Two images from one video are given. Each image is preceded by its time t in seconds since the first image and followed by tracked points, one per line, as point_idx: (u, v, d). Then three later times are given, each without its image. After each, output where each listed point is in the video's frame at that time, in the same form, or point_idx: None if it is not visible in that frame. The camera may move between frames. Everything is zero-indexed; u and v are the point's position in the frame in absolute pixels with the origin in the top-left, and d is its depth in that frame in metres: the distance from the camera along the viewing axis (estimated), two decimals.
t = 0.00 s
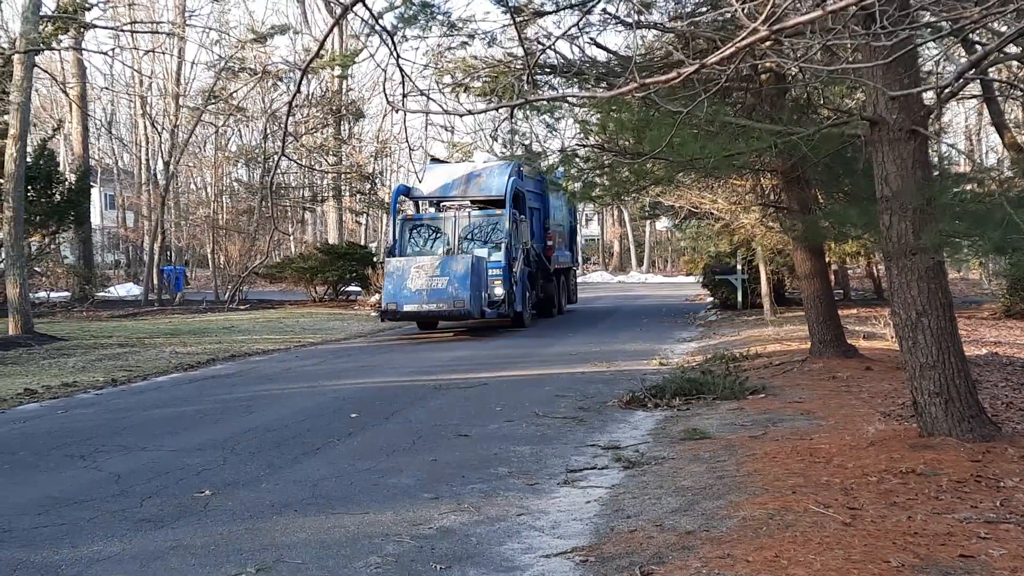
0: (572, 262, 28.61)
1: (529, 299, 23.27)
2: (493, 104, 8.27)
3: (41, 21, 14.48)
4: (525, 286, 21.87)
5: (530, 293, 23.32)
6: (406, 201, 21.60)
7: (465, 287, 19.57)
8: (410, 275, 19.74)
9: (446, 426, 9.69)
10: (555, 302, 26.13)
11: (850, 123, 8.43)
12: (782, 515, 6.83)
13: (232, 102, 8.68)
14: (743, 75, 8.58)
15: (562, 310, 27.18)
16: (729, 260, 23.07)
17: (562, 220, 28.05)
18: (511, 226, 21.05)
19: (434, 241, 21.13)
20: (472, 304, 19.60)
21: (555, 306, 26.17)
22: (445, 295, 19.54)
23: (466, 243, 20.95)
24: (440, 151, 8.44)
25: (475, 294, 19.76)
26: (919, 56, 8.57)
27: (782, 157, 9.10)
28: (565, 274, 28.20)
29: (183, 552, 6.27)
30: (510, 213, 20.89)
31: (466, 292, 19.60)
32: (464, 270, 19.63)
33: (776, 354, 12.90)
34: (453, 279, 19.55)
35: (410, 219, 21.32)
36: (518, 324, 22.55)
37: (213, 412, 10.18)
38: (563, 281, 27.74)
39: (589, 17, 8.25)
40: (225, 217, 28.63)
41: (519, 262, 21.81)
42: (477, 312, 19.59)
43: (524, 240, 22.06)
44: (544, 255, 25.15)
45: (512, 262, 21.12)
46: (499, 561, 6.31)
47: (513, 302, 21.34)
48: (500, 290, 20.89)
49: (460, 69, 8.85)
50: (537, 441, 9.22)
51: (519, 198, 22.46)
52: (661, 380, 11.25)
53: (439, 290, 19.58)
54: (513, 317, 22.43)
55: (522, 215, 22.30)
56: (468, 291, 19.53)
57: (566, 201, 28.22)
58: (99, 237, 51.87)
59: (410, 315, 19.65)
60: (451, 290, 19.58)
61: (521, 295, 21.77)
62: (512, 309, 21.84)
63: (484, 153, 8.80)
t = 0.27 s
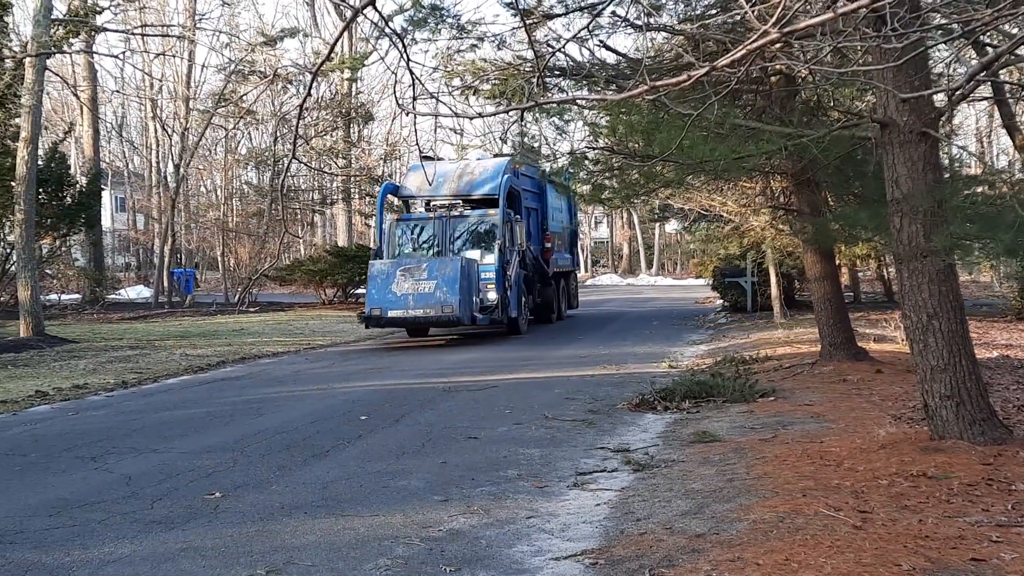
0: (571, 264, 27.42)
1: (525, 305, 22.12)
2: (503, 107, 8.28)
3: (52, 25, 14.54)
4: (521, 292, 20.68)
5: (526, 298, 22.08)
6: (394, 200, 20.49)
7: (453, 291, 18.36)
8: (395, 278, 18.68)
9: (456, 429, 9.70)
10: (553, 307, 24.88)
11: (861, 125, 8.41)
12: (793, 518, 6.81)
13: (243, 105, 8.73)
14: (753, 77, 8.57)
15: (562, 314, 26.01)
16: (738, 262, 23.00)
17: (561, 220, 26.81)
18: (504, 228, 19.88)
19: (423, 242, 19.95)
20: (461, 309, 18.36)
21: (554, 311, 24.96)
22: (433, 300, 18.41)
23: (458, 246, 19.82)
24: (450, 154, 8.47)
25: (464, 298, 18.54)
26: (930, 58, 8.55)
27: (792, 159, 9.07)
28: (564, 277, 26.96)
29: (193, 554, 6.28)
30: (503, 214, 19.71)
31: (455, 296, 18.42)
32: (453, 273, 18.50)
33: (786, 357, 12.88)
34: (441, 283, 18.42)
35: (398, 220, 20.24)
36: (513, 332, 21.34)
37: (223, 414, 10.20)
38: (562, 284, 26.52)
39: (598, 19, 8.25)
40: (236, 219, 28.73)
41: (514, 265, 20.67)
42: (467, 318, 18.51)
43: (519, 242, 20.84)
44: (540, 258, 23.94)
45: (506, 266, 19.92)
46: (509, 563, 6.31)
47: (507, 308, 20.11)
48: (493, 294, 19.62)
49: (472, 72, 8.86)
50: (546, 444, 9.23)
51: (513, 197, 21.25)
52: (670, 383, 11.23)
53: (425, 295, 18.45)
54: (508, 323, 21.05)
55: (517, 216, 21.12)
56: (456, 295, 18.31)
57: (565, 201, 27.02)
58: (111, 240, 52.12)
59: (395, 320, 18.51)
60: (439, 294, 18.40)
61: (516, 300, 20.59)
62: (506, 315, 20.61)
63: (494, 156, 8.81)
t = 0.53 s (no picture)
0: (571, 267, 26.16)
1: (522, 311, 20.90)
2: (513, 109, 8.29)
3: (64, 28, 14.61)
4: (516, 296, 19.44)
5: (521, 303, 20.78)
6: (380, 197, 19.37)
7: (440, 296, 16.96)
8: (377, 283, 17.24)
9: (466, 431, 9.70)
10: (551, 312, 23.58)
11: (871, 126, 8.40)
12: (803, 521, 6.80)
13: (254, 107, 8.76)
14: (763, 79, 8.57)
15: (561, 318, 24.77)
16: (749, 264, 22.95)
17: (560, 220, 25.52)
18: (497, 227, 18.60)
19: (411, 244, 18.81)
20: (450, 315, 16.94)
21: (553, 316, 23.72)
22: (419, 306, 16.98)
23: (447, 248, 18.64)
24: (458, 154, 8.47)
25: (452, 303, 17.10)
26: (941, 60, 8.53)
27: (802, 161, 9.06)
28: (564, 280, 25.68)
29: (204, 556, 6.30)
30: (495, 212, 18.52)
31: (443, 302, 17.02)
32: (440, 276, 17.07)
33: (796, 359, 12.86)
34: (427, 287, 17.01)
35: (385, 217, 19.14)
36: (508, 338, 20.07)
37: (233, 416, 10.23)
38: (562, 287, 25.23)
39: (607, 21, 8.26)
40: (246, 221, 28.81)
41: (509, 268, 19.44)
42: (457, 325, 17.13)
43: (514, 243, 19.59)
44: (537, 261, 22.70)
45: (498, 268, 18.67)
46: (520, 566, 6.31)
47: (500, 313, 18.80)
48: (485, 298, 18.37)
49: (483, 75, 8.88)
50: (556, 446, 9.23)
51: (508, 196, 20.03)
52: (680, 385, 11.22)
53: (411, 300, 17.02)
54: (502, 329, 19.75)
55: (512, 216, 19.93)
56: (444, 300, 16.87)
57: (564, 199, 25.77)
58: (122, 241, 52.35)
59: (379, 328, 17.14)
60: (425, 299, 16.98)
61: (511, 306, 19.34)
62: (500, 321, 19.30)
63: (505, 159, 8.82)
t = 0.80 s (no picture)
0: (573, 270, 24.89)
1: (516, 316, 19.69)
2: (524, 111, 8.29)
3: (76, 31, 14.69)
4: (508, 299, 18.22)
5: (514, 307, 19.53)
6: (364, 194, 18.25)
7: (423, 299, 15.88)
8: (355, 283, 16.13)
9: (476, 432, 9.70)
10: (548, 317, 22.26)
11: (883, 128, 8.36)
12: (815, 523, 6.78)
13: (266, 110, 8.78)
14: (775, 80, 8.56)
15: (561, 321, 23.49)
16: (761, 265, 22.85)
17: (560, 220, 24.25)
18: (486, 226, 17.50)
19: (394, 243, 17.83)
20: (432, 320, 15.84)
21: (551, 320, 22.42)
22: (399, 310, 15.92)
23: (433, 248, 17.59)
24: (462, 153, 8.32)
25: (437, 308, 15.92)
26: (953, 60, 8.49)
27: (814, 162, 9.02)
28: (564, 284, 24.41)
29: (216, 557, 6.32)
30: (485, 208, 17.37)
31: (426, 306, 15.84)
32: (424, 279, 15.89)
33: (808, 361, 12.81)
34: (409, 290, 15.90)
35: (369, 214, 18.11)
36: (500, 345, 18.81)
37: (244, 417, 10.25)
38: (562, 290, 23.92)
39: (617, 22, 8.25)
40: (258, 223, 28.88)
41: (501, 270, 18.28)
42: (440, 330, 16.08)
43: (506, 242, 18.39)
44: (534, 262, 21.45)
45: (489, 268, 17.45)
46: (530, 567, 6.31)
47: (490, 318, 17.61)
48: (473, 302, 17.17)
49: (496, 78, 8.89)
50: (567, 448, 9.22)
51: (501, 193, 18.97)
52: (691, 387, 11.19)
53: (392, 303, 15.95)
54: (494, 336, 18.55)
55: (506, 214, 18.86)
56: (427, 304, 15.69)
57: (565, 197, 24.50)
58: (135, 243, 52.58)
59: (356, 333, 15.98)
60: (406, 303, 15.91)
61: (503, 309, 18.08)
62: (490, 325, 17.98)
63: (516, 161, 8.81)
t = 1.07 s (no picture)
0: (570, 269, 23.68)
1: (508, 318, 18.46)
2: (535, 111, 8.29)
3: (87, 31, 14.77)
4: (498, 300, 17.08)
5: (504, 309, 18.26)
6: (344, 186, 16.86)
7: (401, 301, 14.40)
8: (329, 283, 14.74)
9: (487, 432, 9.71)
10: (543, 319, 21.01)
11: (895, 126, 8.34)
12: (827, 523, 6.76)
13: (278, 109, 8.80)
14: (786, 79, 8.54)
15: (558, 324, 22.28)
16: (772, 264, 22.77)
17: (558, 217, 23.02)
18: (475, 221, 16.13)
19: (377, 241, 16.38)
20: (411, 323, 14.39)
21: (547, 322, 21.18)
22: (375, 312, 14.44)
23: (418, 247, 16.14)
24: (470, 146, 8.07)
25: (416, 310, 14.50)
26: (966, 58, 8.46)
27: (825, 161, 8.99)
28: (560, 284, 22.97)
29: (228, 555, 6.34)
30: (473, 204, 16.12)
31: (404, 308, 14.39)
32: (402, 277, 14.44)
33: (820, 360, 12.77)
34: (386, 290, 14.47)
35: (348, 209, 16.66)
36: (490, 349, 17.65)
37: (255, 417, 10.28)
38: (560, 290, 22.69)
39: (628, 21, 8.24)
40: (268, 222, 28.94)
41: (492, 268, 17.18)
42: (422, 334, 14.72)
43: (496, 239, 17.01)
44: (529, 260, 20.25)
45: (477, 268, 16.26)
46: (541, 566, 6.31)
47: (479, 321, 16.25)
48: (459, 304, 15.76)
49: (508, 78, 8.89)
50: (577, 447, 9.22)
51: (492, 186, 17.75)
52: (702, 387, 11.17)
53: (367, 304, 14.48)
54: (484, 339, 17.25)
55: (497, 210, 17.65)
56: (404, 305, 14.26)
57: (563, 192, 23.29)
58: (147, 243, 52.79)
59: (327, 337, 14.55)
60: (382, 304, 14.45)
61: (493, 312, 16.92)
62: (479, 329, 16.80)
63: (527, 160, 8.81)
